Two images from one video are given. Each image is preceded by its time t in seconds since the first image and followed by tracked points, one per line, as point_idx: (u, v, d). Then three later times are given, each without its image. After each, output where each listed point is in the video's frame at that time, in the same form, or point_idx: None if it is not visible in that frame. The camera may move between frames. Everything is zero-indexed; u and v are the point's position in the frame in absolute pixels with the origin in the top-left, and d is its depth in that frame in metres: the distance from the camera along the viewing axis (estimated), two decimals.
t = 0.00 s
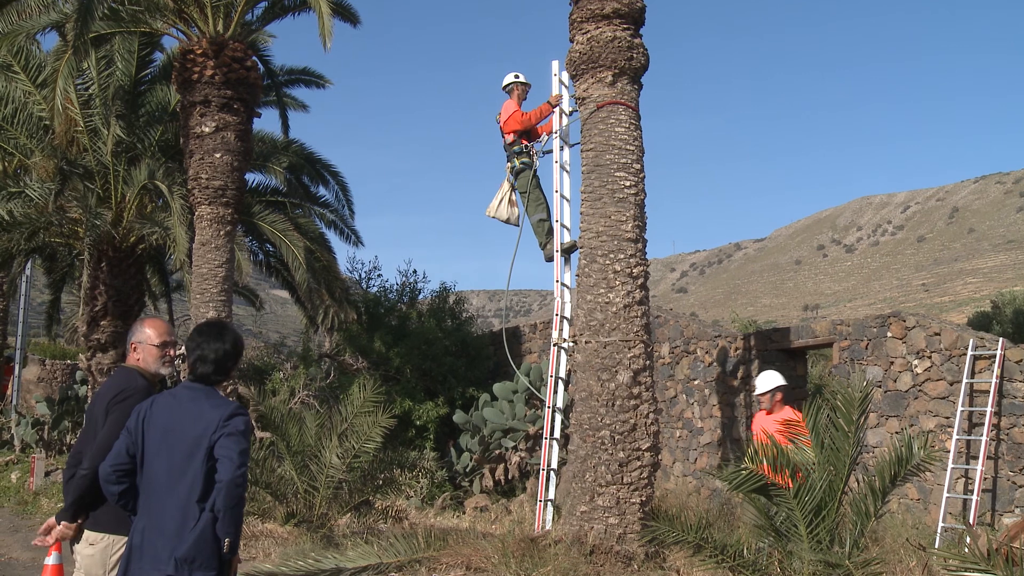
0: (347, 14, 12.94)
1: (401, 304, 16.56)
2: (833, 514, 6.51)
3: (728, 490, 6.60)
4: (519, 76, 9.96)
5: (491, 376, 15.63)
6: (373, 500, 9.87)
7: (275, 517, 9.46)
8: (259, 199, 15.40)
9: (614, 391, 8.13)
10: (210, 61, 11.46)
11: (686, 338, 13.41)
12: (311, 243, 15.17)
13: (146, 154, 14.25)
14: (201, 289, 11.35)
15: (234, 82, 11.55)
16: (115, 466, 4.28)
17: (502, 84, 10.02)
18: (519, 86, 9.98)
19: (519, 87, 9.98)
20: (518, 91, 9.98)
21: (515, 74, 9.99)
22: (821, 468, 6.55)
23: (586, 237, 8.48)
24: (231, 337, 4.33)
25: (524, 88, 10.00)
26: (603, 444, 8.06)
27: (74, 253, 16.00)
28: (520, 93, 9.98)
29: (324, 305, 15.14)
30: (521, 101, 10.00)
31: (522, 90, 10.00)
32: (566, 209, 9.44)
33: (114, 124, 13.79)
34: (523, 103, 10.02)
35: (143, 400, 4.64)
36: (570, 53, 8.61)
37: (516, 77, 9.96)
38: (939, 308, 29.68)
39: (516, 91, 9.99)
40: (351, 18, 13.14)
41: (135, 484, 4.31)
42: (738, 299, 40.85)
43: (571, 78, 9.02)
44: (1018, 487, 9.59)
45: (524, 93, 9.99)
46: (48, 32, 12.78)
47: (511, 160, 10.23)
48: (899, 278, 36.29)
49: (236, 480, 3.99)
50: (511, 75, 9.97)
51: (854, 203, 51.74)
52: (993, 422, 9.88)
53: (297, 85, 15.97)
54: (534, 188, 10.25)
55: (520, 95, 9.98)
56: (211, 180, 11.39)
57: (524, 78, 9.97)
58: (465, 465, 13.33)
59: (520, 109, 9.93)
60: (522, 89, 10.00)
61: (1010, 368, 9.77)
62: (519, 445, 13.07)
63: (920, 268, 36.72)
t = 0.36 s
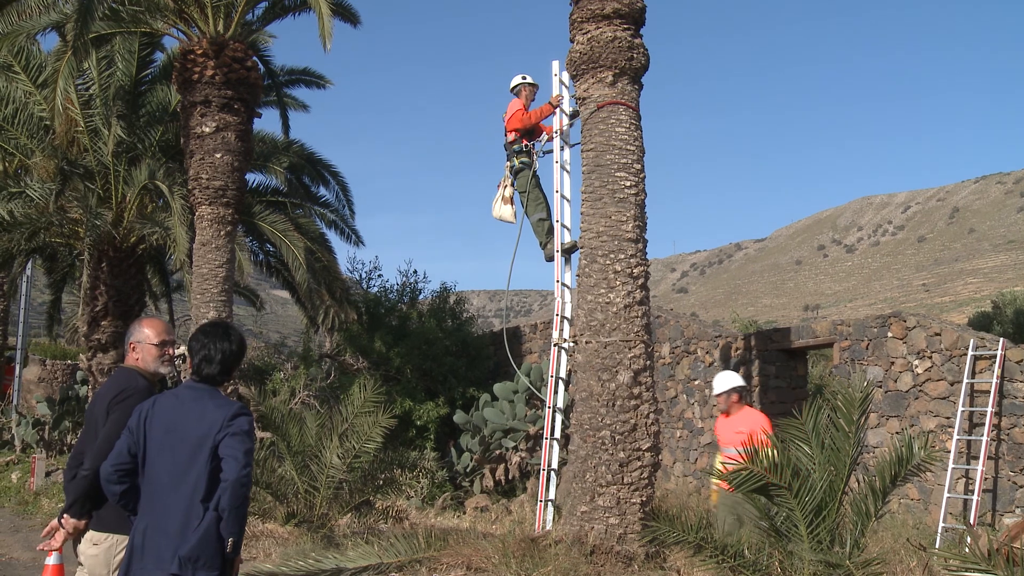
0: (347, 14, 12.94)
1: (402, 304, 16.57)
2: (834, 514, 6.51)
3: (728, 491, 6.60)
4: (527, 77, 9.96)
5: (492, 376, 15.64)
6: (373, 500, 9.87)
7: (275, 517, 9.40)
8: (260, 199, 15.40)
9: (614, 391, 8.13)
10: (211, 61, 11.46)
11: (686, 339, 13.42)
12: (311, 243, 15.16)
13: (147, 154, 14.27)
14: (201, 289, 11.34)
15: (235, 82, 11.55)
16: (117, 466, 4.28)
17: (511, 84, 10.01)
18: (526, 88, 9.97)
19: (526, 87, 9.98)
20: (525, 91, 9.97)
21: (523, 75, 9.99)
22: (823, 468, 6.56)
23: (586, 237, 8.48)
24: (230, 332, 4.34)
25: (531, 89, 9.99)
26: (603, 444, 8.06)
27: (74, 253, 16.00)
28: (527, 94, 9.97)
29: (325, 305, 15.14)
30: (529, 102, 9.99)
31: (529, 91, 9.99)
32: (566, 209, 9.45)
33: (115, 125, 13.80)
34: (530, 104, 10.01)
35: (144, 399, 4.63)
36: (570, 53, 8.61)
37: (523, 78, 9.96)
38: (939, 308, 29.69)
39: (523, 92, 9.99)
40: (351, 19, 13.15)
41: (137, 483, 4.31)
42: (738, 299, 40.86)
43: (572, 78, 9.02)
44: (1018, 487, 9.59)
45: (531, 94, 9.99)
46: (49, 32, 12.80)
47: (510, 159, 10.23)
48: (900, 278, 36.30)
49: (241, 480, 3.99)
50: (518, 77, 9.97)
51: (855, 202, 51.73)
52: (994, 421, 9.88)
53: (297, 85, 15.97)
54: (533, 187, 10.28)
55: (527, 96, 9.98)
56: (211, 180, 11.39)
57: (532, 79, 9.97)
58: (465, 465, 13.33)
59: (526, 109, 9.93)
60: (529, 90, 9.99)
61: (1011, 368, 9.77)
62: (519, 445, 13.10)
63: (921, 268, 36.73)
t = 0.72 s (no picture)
0: (347, 14, 12.94)
1: (402, 303, 16.56)
2: (834, 514, 6.51)
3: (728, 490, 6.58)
4: (534, 78, 9.95)
5: (492, 376, 15.64)
6: (374, 500, 9.87)
7: (275, 517, 9.41)
8: (260, 198, 15.40)
9: (615, 390, 8.13)
10: (211, 60, 11.46)
11: (686, 338, 13.41)
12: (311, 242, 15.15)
13: (147, 153, 14.30)
14: (201, 289, 11.34)
15: (235, 81, 11.55)
16: (118, 466, 4.28)
17: (517, 84, 10.00)
18: (533, 88, 9.97)
19: (533, 88, 9.97)
20: (531, 92, 9.97)
21: (530, 75, 9.97)
22: (823, 468, 6.57)
23: (586, 236, 8.48)
24: (228, 330, 4.34)
25: (538, 90, 9.98)
26: (603, 444, 8.06)
27: (74, 253, 16.00)
28: (533, 95, 9.97)
29: (325, 305, 15.14)
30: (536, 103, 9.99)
31: (535, 91, 9.99)
32: (566, 208, 9.45)
33: (115, 124, 13.82)
34: (536, 105, 10.01)
35: (143, 398, 4.63)
36: (570, 52, 8.61)
37: (531, 78, 9.95)
38: (939, 308, 29.68)
39: (530, 92, 9.99)
40: (351, 18, 13.15)
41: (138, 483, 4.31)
42: (739, 299, 40.84)
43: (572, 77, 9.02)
44: (1019, 487, 9.59)
45: (537, 95, 9.99)
46: (48, 32, 12.80)
47: (510, 158, 10.24)
48: (900, 278, 36.29)
49: (240, 480, 3.98)
50: (525, 77, 9.97)
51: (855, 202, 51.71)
52: (994, 421, 9.87)
53: (297, 84, 15.97)
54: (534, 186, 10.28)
55: (533, 97, 9.97)
56: (211, 180, 11.39)
57: (538, 80, 9.96)
58: (465, 465, 13.32)
59: (529, 109, 9.94)
60: (536, 91, 9.99)
61: (1011, 368, 9.76)
62: (519, 445, 13.09)
63: (921, 267, 36.72)
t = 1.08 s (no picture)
0: (347, 14, 12.95)
1: (402, 303, 16.55)
2: (834, 513, 6.51)
3: (728, 489, 6.62)
4: (524, 75, 9.95)
5: (492, 375, 15.64)
6: (374, 499, 9.88)
7: (275, 516, 9.47)
8: (260, 198, 15.40)
9: (614, 390, 8.13)
10: (211, 60, 11.46)
11: (686, 338, 13.41)
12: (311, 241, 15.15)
13: (147, 153, 14.30)
14: (201, 288, 11.34)
15: (235, 80, 11.54)
16: (119, 465, 4.29)
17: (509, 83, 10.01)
18: (526, 86, 9.98)
19: (525, 86, 9.98)
20: (524, 90, 9.98)
21: (520, 73, 9.98)
22: (823, 467, 6.58)
23: (586, 235, 8.48)
24: (228, 330, 4.33)
25: (530, 87, 9.99)
26: (603, 443, 8.07)
27: (74, 253, 16.00)
28: (526, 93, 9.98)
29: (325, 304, 15.14)
30: (527, 101, 9.99)
31: (528, 89, 9.99)
32: (566, 208, 9.44)
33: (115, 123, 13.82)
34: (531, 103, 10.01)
35: (141, 396, 4.62)
36: (570, 52, 8.61)
37: (521, 76, 9.96)
38: (939, 307, 29.68)
39: (523, 90, 10.00)
40: (351, 18, 13.15)
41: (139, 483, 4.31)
42: (739, 298, 40.85)
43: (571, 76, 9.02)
44: (1019, 486, 9.59)
45: (530, 92, 9.99)
46: (48, 31, 12.80)
47: (510, 158, 10.23)
48: (900, 277, 36.29)
49: (239, 480, 3.98)
50: (516, 75, 9.97)
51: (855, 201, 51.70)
52: (995, 420, 9.87)
53: (297, 83, 15.96)
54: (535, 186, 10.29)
55: (526, 95, 9.98)
56: (211, 179, 11.39)
57: (529, 77, 9.95)
58: (465, 464, 13.34)
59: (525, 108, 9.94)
60: (528, 88, 9.99)
61: (1012, 367, 9.75)
62: (519, 444, 13.09)
63: (921, 266, 36.71)
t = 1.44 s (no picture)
0: (347, 14, 12.95)
1: (402, 302, 16.53)
2: (834, 513, 6.52)
3: (727, 489, 6.63)
4: (520, 74, 9.95)
5: (492, 375, 15.65)
6: (374, 499, 9.91)
7: (275, 516, 9.48)
8: (259, 197, 15.40)
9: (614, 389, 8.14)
10: (211, 59, 11.46)
11: (686, 337, 13.41)
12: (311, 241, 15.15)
13: (147, 152, 14.31)
14: (201, 287, 11.34)
15: (235, 80, 11.54)
16: (120, 464, 4.29)
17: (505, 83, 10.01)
18: (522, 84, 9.96)
19: (522, 85, 9.97)
20: (520, 89, 9.97)
21: (516, 72, 9.98)
22: (822, 466, 6.58)
23: (586, 235, 8.48)
24: (229, 331, 4.33)
25: (526, 86, 9.99)
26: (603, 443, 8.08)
27: (74, 252, 16.00)
28: (522, 91, 9.97)
29: (325, 304, 15.14)
30: (525, 100, 9.99)
31: (524, 88, 9.99)
32: (566, 207, 9.44)
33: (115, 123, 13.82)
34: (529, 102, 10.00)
35: (141, 396, 4.61)
36: (570, 52, 8.61)
37: (516, 75, 9.96)
38: (939, 307, 29.65)
39: (520, 89, 9.99)
40: (351, 17, 13.16)
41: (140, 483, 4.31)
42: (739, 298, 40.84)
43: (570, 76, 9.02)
44: (1019, 486, 9.59)
45: (526, 91, 9.99)
46: (48, 31, 12.79)
47: (510, 158, 10.23)
48: (900, 277, 36.28)
49: (238, 480, 3.98)
50: (512, 74, 9.96)
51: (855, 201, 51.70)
52: (994, 420, 9.86)
53: (297, 83, 15.95)
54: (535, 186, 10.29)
55: (523, 94, 9.97)
56: (211, 178, 11.39)
57: (525, 76, 9.95)
58: (465, 463, 13.35)
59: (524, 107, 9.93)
60: (525, 87, 9.99)
61: (1011, 367, 9.74)
62: (519, 443, 13.09)
63: (921, 266, 36.71)
